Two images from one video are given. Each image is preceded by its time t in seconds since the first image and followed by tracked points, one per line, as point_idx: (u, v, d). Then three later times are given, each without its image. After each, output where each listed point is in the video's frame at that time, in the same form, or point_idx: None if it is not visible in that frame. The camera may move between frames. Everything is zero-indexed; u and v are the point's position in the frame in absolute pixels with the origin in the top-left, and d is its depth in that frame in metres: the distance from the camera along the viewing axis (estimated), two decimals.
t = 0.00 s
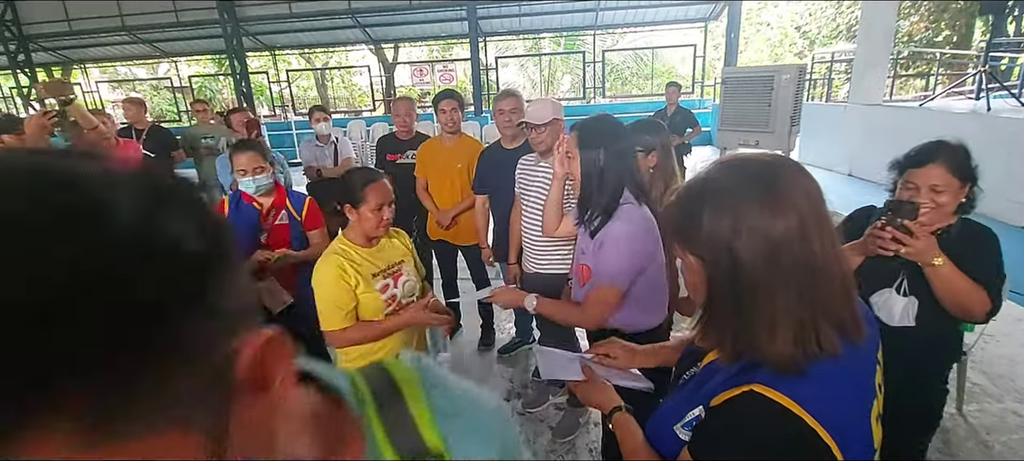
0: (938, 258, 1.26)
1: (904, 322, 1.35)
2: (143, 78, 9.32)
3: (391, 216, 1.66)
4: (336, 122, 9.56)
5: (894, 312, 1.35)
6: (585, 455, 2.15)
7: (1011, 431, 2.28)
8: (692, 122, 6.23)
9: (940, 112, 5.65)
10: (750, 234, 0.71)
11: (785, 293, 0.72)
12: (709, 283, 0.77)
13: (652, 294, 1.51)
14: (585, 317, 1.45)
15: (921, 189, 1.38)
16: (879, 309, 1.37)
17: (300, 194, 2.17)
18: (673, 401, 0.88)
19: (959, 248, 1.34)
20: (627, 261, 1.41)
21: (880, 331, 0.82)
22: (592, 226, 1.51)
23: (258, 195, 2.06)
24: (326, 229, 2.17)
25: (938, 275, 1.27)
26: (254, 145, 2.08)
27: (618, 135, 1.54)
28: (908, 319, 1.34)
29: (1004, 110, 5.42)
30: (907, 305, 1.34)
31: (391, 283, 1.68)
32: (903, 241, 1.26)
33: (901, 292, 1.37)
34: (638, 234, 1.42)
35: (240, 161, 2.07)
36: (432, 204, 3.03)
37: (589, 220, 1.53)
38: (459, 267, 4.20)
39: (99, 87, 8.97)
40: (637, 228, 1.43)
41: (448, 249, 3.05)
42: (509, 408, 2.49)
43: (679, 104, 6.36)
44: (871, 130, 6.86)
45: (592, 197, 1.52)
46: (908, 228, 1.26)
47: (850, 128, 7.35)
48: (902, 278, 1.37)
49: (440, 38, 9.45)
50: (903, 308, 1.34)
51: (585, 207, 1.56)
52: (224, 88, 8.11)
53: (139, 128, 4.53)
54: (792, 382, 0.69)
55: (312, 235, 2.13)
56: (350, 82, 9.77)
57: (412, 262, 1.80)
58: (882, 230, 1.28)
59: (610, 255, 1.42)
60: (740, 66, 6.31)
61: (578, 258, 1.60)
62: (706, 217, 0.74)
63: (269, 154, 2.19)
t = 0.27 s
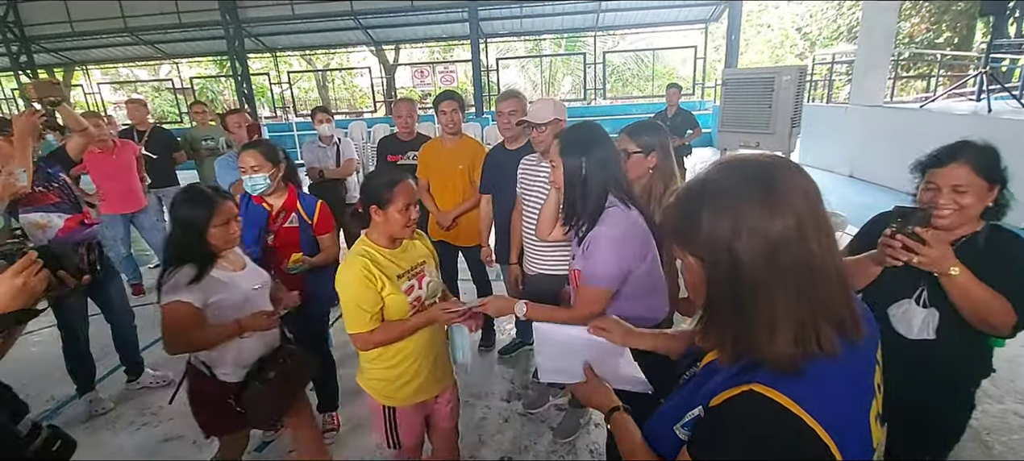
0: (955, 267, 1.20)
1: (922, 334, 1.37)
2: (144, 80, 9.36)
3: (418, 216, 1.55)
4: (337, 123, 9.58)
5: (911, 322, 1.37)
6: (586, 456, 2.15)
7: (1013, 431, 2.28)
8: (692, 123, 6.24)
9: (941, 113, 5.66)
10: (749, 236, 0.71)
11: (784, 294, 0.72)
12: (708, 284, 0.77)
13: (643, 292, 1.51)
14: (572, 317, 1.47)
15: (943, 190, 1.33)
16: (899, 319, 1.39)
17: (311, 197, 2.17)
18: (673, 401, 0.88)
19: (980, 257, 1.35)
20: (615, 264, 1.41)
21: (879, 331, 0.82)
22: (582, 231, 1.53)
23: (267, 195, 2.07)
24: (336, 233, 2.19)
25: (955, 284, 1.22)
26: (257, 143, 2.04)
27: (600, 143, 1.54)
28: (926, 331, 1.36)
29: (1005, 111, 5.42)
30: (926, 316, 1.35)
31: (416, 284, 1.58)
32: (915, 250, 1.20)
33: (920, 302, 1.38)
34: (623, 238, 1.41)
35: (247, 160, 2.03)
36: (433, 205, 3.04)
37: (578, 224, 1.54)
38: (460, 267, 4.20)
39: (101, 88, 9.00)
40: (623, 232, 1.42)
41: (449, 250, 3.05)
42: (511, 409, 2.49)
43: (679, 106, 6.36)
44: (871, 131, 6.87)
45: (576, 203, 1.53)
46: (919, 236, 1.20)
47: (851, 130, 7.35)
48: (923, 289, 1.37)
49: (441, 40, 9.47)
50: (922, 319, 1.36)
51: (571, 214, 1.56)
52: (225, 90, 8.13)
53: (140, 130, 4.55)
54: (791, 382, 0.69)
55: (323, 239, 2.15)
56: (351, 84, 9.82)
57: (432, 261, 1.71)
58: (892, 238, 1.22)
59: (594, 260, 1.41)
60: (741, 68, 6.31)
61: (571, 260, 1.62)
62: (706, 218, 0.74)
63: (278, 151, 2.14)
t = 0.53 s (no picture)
0: (944, 278, 1.21)
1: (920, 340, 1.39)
2: (145, 80, 9.37)
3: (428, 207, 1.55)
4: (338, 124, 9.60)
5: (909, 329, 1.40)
6: (586, 455, 2.15)
7: (1013, 431, 2.28)
8: (693, 124, 6.24)
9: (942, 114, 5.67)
10: (745, 235, 0.71)
11: (781, 293, 0.72)
12: (704, 283, 0.78)
13: (651, 286, 1.53)
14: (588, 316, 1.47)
15: (947, 184, 1.37)
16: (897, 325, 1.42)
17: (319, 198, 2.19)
18: (671, 399, 0.89)
19: (985, 268, 1.33)
20: (626, 261, 1.42)
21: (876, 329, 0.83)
22: (585, 232, 1.54)
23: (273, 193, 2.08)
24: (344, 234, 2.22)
25: (946, 294, 1.23)
26: (267, 143, 2.10)
27: (605, 140, 1.54)
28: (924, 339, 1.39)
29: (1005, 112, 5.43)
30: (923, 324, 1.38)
31: (431, 280, 1.58)
32: (900, 260, 1.22)
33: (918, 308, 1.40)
34: (632, 235, 1.42)
35: (257, 159, 2.10)
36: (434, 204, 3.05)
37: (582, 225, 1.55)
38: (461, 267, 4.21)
39: (102, 89, 9.01)
40: (631, 229, 1.43)
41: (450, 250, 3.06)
42: (511, 408, 2.49)
43: (680, 106, 6.37)
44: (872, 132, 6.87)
45: (582, 203, 1.54)
46: (904, 246, 1.23)
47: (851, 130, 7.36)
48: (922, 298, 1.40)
49: (442, 41, 9.49)
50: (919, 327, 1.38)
51: (575, 212, 1.56)
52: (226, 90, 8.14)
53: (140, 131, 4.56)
54: (787, 379, 0.70)
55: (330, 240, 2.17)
56: (353, 84, 9.86)
57: (449, 258, 1.71)
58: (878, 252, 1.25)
59: (606, 259, 1.42)
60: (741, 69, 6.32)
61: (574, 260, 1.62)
62: (702, 217, 0.75)
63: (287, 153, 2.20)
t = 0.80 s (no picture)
0: (915, 272, 1.23)
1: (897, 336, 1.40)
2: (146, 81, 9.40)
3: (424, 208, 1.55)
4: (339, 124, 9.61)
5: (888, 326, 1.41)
6: (586, 455, 2.16)
7: (1011, 432, 2.28)
8: (694, 124, 6.24)
9: (944, 114, 5.66)
10: (740, 233, 0.72)
11: (776, 290, 0.73)
12: (700, 281, 0.79)
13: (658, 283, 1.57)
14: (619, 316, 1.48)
15: (927, 182, 1.40)
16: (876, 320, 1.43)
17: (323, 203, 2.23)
18: (670, 397, 0.90)
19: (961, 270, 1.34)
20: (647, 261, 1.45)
21: (872, 327, 0.84)
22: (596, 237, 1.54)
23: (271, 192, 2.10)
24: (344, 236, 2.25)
25: (920, 288, 1.25)
26: (269, 143, 2.12)
27: (620, 139, 1.51)
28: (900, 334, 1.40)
29: (1007, 113, 5.42)
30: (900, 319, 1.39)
31: (433, 279, 1.59)
32: (872, 255, 1.28)
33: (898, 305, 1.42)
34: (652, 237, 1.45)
35: (260, 157, 2.10)
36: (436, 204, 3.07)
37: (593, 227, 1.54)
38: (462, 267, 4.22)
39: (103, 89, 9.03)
40: (649, 230, 1.46)
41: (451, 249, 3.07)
42: (512, 408, 2.50)
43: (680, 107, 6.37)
44: (873, 133, 6.87)
45: (596, 206, 1.53)
46: (875, 241, 1.28)
47: (852, 131, 7.35)
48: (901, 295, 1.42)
49: (444, 41, 9.49)
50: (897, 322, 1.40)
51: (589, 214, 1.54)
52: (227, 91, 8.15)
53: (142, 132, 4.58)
54: (782, 376, 0.71)
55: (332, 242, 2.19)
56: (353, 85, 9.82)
57: (449, 258, 1.72)
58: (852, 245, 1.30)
59: (630, 260, 1.46)
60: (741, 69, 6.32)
61: (580, 259, 1.62)
62: (699, 216, 0.75)
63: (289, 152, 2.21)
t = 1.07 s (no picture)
0: (890, 260, 1.17)
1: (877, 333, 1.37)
2: (149, 80, 9.42)
3: (421, 215, 1.54)
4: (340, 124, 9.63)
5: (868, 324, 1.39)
6: (586, 455, 2.16)
7: (1012, 433, 2.28)
8: (695, 125, 6.24)
9: (945, 115, 5.65)
10: (743, 230, 0.72)
11: (778, 288, 0.73)
12: (702, 277, 0.79)
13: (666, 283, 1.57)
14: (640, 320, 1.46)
15: (909, 185, 1.39)
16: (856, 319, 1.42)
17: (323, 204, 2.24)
18: (670, 395, 0.90)
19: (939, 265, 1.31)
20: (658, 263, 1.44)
21: (873, 325, 0.83)
22: (603, 246, 1.51)
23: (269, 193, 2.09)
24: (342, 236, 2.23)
25: (894, 279, 1.18)
26: (268, 143, 2.11)
27: (619, 141, 1.51)
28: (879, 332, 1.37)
29: (1009, 115, 5.42)
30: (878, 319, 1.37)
31: (429, 287, 1.57)
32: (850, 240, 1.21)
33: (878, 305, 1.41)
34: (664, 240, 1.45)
35: (256, 157, 2.10)
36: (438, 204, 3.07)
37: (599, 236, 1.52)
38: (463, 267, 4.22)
39: (106, 88, 9.06)
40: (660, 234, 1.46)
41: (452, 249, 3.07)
42: (512, 407, 2.50)
43: (682, 107, 6.38)
44: (874, 134, 6.86)
45: (599, 213, 1.50)
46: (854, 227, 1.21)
47: (853, 132, 7.35)
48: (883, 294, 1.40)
49: (445, 41, 9.49)
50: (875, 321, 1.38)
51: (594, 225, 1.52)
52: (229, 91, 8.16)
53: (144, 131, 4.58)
54: (782, 372, 0.71)
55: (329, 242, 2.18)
56: (354, 85, 9.76)
57: (449, 265, 1.69)
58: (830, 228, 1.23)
59: (641, 263, 1.44)
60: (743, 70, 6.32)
61: (586, 266, 1.60)
62: (702, 213, 0.76)
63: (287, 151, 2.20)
